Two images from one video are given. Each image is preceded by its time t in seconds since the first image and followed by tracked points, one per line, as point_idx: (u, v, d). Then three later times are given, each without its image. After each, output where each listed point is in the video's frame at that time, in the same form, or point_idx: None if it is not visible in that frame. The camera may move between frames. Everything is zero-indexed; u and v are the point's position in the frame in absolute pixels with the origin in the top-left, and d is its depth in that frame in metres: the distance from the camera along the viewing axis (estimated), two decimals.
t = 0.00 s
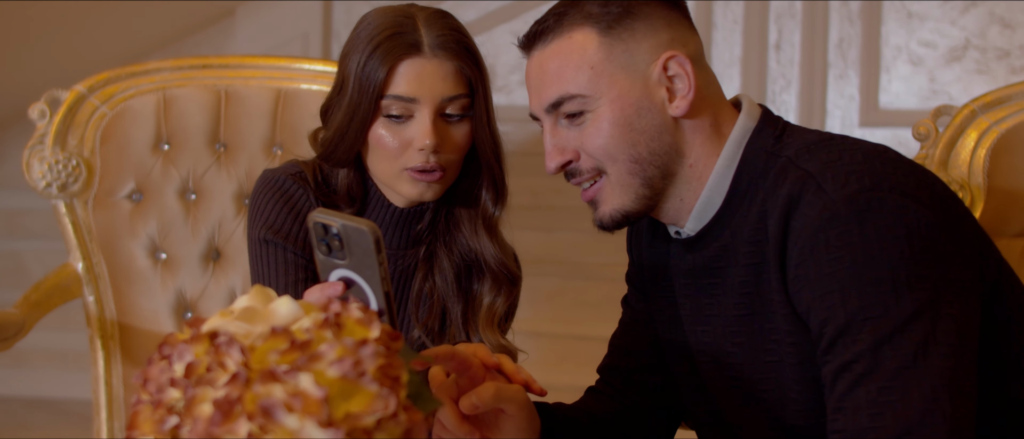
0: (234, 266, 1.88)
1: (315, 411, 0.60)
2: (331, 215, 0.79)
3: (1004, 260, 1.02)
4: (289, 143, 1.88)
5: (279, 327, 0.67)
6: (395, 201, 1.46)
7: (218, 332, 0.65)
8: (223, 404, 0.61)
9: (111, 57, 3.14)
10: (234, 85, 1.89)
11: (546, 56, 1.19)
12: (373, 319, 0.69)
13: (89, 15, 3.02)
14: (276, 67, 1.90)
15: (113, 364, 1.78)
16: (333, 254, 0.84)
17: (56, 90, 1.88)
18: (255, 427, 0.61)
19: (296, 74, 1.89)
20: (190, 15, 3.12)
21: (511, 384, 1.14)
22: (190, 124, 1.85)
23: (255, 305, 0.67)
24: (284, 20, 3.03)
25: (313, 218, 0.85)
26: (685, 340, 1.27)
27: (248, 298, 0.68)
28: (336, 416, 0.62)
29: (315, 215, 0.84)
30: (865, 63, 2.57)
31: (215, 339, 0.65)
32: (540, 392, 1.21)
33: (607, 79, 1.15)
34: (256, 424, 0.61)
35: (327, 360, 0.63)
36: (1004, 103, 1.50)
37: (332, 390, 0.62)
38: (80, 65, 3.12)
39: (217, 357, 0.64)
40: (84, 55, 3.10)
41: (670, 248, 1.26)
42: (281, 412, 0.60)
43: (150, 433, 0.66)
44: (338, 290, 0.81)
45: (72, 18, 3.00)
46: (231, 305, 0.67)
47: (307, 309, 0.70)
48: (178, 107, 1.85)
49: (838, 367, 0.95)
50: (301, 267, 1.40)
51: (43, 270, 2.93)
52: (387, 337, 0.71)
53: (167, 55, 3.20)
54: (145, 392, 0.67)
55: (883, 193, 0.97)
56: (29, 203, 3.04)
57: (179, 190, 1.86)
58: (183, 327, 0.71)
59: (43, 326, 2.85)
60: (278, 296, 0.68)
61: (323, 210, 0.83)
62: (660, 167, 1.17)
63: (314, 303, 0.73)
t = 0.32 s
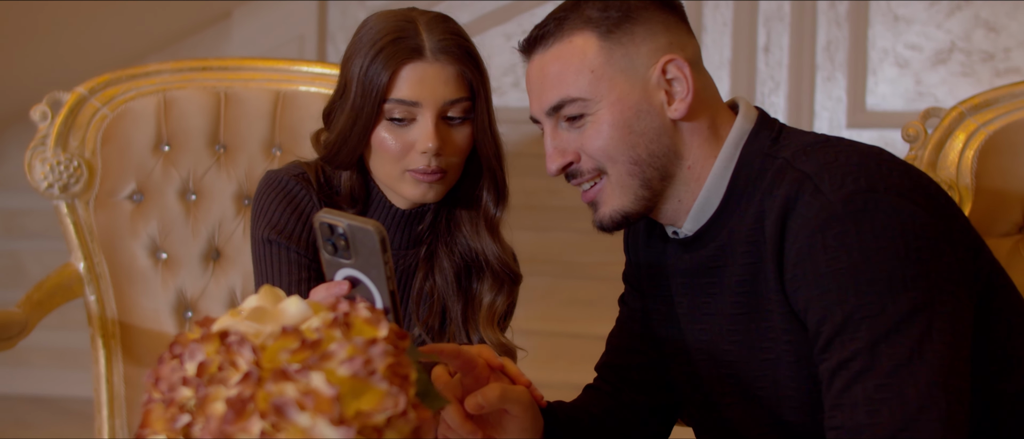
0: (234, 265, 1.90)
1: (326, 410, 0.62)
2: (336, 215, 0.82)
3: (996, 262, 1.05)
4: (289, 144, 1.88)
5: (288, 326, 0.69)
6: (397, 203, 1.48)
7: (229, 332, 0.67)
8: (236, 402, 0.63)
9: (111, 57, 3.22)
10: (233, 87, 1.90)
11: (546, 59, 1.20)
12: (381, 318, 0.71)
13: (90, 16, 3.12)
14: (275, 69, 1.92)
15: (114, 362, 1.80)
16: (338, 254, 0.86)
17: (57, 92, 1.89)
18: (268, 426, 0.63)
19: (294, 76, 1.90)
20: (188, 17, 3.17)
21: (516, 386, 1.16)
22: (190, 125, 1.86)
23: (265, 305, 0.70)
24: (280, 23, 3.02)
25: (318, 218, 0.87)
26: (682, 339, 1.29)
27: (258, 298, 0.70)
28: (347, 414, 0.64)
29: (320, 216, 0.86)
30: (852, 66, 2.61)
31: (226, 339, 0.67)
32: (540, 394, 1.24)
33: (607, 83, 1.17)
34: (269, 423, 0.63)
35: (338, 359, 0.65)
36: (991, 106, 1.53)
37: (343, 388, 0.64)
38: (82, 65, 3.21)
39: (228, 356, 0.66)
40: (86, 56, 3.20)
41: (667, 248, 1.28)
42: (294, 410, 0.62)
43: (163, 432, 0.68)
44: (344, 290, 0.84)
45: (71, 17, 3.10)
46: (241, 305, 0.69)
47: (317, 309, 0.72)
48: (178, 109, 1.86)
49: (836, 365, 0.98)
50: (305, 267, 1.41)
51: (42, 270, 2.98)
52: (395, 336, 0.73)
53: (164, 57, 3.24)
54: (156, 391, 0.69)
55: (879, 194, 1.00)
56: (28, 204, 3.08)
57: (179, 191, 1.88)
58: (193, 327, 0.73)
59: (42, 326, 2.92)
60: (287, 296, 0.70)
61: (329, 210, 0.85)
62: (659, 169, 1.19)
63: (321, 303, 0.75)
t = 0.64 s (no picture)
0: (234, 265, 1.93)
1: (338, 409, 0.64)
2: (343, 215, 0.84)
3: (989, 263, 1.07)
4: (288, 146, 1.91)
5: (297, 326, 0.70)
6: (398, 204, 1.50)
7: (239, 332, 0.69)
8: (248, 402, 0.64)
9: (111, 58, 3.22)
10: (232, 90, 1.93)
11: (547, 63, 1.23)
12: (387, 319, 0.73)
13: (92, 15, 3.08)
14: (274, 72, 1.94)
15: (115, 361, 1.84)
16: (344, 253, 0.88)
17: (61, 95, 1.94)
18: (280, 425, 0.64)
19: (293, 79, 1.93)
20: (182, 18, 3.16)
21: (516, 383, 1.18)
22: (190, 127, 1.90)
23: (273, 305, 0.72)
24: (275, 27, 3.03)
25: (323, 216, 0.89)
26: (678, 338, 1.31)
27: (267, 299, 0.72)
28: (358, 413, 0.66)
29: (326, 216, 0.87)
30: (839, 69, 2.64)
31: (236, 339, 0.69)
32: (540, 391, 1.26)
33: (607, 86, 1.20)
34: (281, 422, 0.64)
35: (348, 359, 0.67)
36: (978, 108, 1.56)
37: (354, 388, 0.66)
38: (82, 66, 3.21)
39: (239, 357, 0.68)
40: (86, 56, 3.19)
41: (664, 248, 1.30)
42: (306, 410, 0.64)
43: (174, 431, 0.70)
44: (349, 290, 0.86)
45: (75, 18, 3.07)
46: (250, 306, 0.71)
47: (324, 310, 0.74)
48: (178, 111, 1.90)
49: (832, 363, 1.00)
50: (307, 267, 1.42)
51: (41, 271, 2.97)
52: (401, 336, 0.75)
53: (161, 60, 3.24)
54: (168, 391, 0.71)
55: (875, 196, 1.03)
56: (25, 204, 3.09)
57: (180, 192, 1.91)
58: (203, 328, 0.75)
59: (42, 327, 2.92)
60: (296, 298, 0.72)
61: (335, 209, 0.86)
62: (657, 171, 1.22)
63: (329, 304, 0.77)
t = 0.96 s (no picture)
0: (234, 265, 1.95)
1: (352, 409, 0.66)
2: (351, 217, 0.84)
3: (980, 265, 1.10)
4: (286, 148, 1.93)
5: (309, 326, 0.72)
6: (400, 206, 1.51)
7: (251, 334, 0.70)
8: (264, 402, 0.66)
9: (107, 60, 3.19)
10: (231, 92, 1.94)
11: (549, 67, 1.25)
12: (397, 319, 0.75)
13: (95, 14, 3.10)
14: (272, 75, 1.95)
15: (116, 360, 1.88)
16: (351, 254, 0.89)
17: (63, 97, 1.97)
18: (295, 424, 0.66)
19: (291, 81, 1.94)
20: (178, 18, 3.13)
21: (518, 382, 1.17)
22: (190, 129, 1.92)
23: (285, 307, 0.73)
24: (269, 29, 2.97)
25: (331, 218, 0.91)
26: (676, 337, 1.33)
27: (279, 300, 0.74)
28: (372, 413, 0.68)
29: (332, 217, 0.88)
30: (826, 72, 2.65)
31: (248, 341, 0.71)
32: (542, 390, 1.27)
33: (608, 90, 1.22)
34: (296, 422, 0.66)
35: (362, 359, 0.69)
36: (966, 111, 1.58)
37: (367, 387, 0.68)
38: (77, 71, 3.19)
39: (253, 358, 0.69)
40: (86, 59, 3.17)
41: (662, 250, 1.32)
42: (320, 410, 0.66)
43: (188, 431, 0.72)
44: (356, 290, 0.89)
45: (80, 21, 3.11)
46: (262, 307, 0.73)
47: (335, 310, 0.76)
48: (179, 113, 1.92)
49: (830, 362, 1.03)
50: (311, 267, 1.42)
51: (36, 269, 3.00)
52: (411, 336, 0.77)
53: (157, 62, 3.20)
54: (182, 391, 0.73)
55: (872, 198, 1.06)
56: (28, 206, 3.08)
57: (180, 193, 1.93)
58: (216, 328, 0.77)
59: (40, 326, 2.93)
60: (307, 299, 0.74)
61: (341, 212, 0.88)
62: (657, 173, 1.24)
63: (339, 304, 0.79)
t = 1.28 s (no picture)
0: (233, 266, 1.95)
1: (366, 409, 0.68)
2: (360, 221, 0.87)
3: (971, 265, 1.13)
4: (284, 150, 1.94)
5: (319, 327, 0.74)
6: (400, 207, 1.52)
7: (263, 335, 0.72)
8: (278, 402, 0.69)
9: (104, 62, 3.18)
10: (230, 95, 1.96)
11: (550, 72, 1.27)
12: (407, 320, 0.76)
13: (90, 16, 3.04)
14: (271, 78, 1.97)
15: (117, 359, 1.88)
16: (359, 258, 0.90)
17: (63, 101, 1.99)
18: (310, 424, 0.68)
19: (289, 84, 1.96)
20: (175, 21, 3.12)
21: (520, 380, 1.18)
22: (191, 131, 1.94)
23: (297, 308, 0.75)
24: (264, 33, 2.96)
25: (339, 223, 0.92)
26: (673, 336, 1.36)
27: (290, 301, 0.75)
28: (385, 413, 0.70)
29: (341, 221, 0.90)
30: (812, 74, 2.68)
31: (260, 342, 0.72)
32: (543, 389, 1.28)
33: (608, 95, 1.25)
34: (311, 421, 0.68)
35: (374, 360, 0.70)
36: (953, 114, 1.61)
37: (380, 387, 0.70)
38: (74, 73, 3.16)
39: (266, 359, 0.71)
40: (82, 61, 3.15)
41: (658, 251, 1.35)
42: (334, 410, 0.68)
43: (202, 432, 0.73)
44: (364, 292, 0.89)
45: (74, 23, 3.04)
46: (273, 308, 0.75)
47: (345, 311, 0.77)
48: (179, 116, 1.94)
49: (826, 361, 1.06)
50: (315, 268, 1.42)
51: (32, 270, 2.96)
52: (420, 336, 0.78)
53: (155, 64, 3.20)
54: (195, 391, 0.74)
55: (866, 200, 1.09)
56: (30, 206, 3.07)
57: (180, 195, 1.94)
58: (228, 329, 0.78)
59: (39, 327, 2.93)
60: (317, 300, 0.75)
61: (352, 216, 0.89)
62: (655, 176, 1.27)
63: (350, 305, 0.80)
